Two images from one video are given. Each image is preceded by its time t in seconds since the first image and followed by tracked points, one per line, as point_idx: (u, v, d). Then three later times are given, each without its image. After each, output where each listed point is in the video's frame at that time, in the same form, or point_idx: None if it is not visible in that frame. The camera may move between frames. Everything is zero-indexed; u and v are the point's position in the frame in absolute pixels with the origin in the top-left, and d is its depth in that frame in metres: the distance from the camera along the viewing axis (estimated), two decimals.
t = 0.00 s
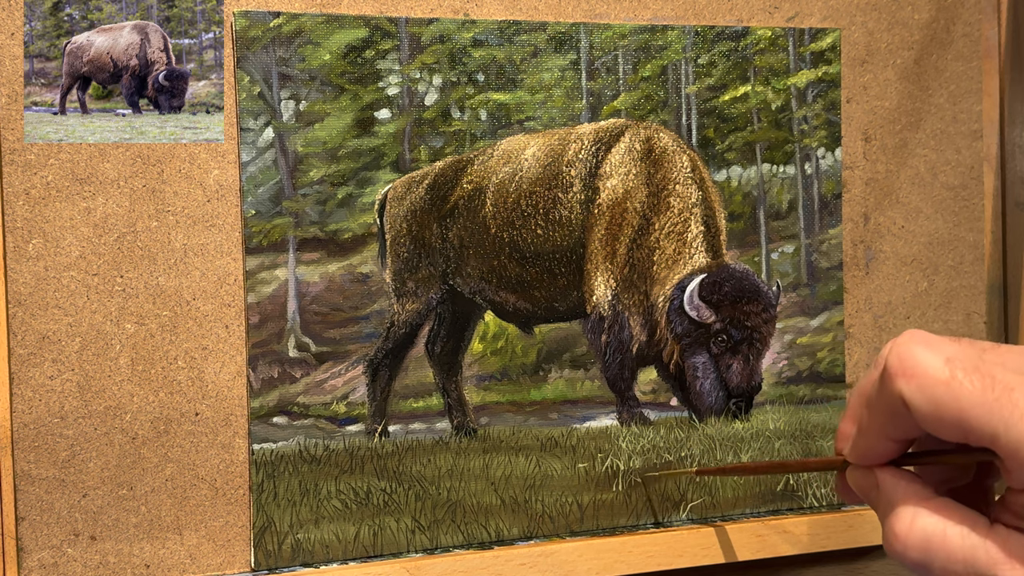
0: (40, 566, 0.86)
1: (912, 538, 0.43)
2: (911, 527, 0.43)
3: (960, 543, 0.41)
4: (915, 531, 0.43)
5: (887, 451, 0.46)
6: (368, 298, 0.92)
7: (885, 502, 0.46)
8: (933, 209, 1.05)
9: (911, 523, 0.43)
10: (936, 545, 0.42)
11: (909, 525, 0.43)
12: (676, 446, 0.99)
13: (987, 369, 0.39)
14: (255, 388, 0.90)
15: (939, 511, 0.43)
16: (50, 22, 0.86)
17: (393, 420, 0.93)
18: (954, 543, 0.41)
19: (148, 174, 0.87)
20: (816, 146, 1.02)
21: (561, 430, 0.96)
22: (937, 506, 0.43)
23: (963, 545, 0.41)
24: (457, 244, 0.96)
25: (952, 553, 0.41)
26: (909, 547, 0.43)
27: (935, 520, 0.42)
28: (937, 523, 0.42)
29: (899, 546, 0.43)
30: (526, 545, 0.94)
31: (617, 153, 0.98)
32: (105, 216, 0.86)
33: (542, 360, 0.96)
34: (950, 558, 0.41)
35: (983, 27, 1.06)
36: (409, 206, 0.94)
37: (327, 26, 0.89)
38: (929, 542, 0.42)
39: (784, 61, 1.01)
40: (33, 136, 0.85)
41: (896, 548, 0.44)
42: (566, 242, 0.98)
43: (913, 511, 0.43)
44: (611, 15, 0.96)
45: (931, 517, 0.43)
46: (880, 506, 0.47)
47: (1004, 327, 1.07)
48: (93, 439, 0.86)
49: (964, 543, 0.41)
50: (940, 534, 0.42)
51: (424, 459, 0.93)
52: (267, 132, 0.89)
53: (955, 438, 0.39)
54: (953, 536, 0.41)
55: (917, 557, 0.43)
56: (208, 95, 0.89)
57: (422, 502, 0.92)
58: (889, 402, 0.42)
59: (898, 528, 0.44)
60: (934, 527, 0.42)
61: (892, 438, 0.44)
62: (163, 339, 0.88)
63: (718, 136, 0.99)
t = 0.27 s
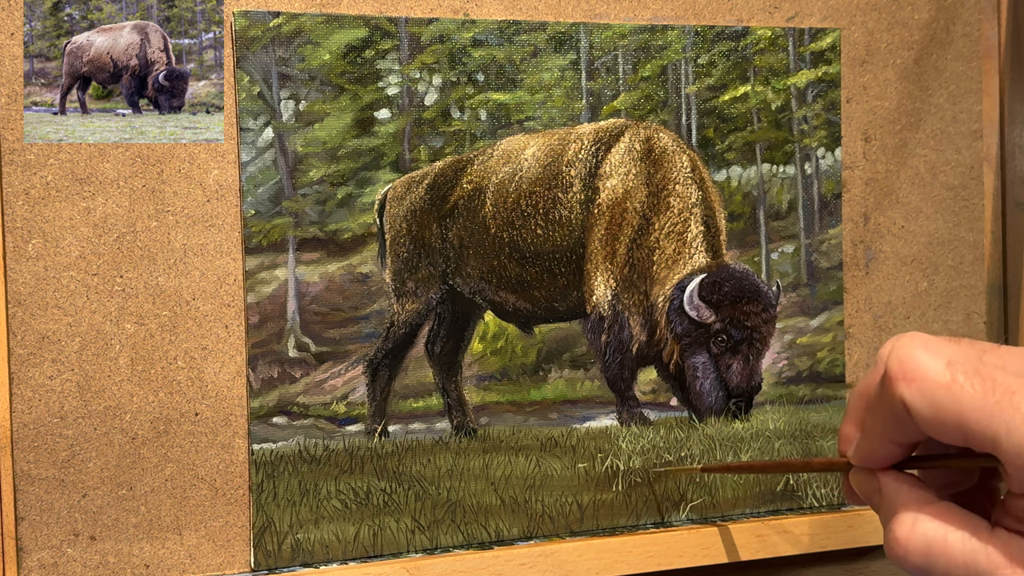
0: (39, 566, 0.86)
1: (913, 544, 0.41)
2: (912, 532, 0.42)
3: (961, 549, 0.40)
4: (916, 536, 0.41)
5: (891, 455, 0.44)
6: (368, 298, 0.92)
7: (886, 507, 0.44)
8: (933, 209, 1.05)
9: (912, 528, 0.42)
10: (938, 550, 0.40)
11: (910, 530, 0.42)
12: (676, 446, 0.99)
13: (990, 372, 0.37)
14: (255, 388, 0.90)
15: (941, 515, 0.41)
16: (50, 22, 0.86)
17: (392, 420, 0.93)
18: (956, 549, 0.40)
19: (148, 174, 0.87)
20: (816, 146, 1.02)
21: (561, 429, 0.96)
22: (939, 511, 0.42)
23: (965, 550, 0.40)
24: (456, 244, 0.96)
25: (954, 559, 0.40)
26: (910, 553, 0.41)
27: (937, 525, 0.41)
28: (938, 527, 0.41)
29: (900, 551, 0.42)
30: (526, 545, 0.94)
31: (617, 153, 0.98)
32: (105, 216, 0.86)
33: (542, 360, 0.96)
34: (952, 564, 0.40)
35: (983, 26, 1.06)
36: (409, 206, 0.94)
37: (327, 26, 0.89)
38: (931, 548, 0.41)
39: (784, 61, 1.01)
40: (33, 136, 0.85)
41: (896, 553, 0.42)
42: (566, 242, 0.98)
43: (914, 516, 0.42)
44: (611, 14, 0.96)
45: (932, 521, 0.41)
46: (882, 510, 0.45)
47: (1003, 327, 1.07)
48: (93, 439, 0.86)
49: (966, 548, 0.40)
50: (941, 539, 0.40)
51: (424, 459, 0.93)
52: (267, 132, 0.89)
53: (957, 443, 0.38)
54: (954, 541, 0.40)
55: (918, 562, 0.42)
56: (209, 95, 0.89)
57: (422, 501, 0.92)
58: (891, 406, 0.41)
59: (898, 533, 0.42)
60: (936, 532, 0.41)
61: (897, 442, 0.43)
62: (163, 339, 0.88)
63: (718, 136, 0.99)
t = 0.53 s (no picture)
0: (39, 566, 0.86)
1: (913, 538, 0.43)
2: (911, 526, 0.43)
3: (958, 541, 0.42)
4: (915, 530, 0.43)
5: (893, 450, 0.46)
6: (368, 298, 0.92)
7: (887, 500, 0.46)
8: (933, 209, 1.05)
9: (911, 521, 0.43)
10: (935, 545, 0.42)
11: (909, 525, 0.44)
12: (676, 446, 0.99)
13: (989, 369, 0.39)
14: (255, 388, 0.90)
15: (940, 510, 0.43)
16: (50, 22, 0.86)
17: (393, 420, 0.93)
18: (953, 542, 0.42)
19: (147, 174, 0.87)
20: (816, 146, 1.02)
21: (561, 429, 0.96)
22: (939, 505, 0.43)
23: (962, 544, 0.41)
24: (456, 244, 0.97)
25: (950, 552, 0.42)
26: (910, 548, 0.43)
27: (935, 519, 0.43)
28: (936, 521, 0.42)
29: (900, 545, 0.44)
30: (526, 545, 0.94)
31: (617, 153, 0.98)
32: (105, 216, 0.86)
33: (542, 360, 0.96)
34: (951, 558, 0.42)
35: (983, 27, 1.06)
36: (409, 206, 0.94)
37: (327, 26, 0.89)
38: (929, 542, 0.42)
39: (784, 61, 1.01)
40: (33, 136, 0.85)
41: (896, 548, 0.44)
42: (566, 242, 0.98)
43: (914, 509, 0.44)
44: (611, 14, 0.96)
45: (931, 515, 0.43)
46: (883, 504, 0.47)
47: (1004, 327, 1.07)
48: (93, 439, 0.86)
49: (962, 542, 0.41)
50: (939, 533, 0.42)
51: (424, 459, 0.93)
52: (267, 132, 0.89)
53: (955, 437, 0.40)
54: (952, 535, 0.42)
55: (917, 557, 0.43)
56: (208, 94, 0.89)
57: (422, 501, 0.92)
58: (893, 401, 0.43)
59: (898, 527, 0.44)
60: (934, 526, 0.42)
61: (899, 437, 0.45)
62: (163, 339, 0.88)
63: (718, 136, 0.99)
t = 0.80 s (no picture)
0: (39, 566, 0.86)
1: (914, 547, 0.44)
2: (909, 534, 0.44)
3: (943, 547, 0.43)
4: (915, 539, 0.44)
5: (894, 454, 0.47)
6: (368, 298, 0.92)
7: (888, 506, 0.47)
8: (933, 209, 1.05)
9: (912, 529, 0.44)
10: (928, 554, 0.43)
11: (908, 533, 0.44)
12: (676, 446, 0.99)
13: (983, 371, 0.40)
14: (255, 388, 0.90)
15: (939, 518, 0.44)
16: (50, 22, 0.86)
17: (393, 420, 0.93)
18: (953, 550, 0.42)
19: (147, 174, 0.87)
20: (816, 146, 1.02)
21: (561, 429, 0.96)
22: (936, 513, 0.44)
23: (954, 552, 0.42)
24: (456, 244, 0.96)
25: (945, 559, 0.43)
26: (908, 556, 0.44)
27: (934, 527, 0.44)
28: (935, 534, 0.43)
29: (898, 552, 0.45)
30: (526, 545, 0.94)
31: (617, 153, 0.98)
32: (105, 216, 0.86)
33: (542, 360, 0.96)
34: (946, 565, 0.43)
35: (983, 27, 1.06)
36: (409, 206, 0.93)
37: (327, 26, 0.89)
38: (927, 549, 0.43)
39: (784, 61, 1.01)
40: (33, 136, 0.85)
41: (895, 553, 0.45)
42: (566, 242, 0.98)
43: (914, 517, 0.45)
44: (611, 14, 0.96)
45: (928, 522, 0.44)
46: (884, 510, 0.48)
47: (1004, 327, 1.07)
48: (93, 439, 0.86)
49: (962, 550, 0.42)
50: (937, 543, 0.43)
51: (424, 459, 0.93)
52: (267, 132, 0.89)
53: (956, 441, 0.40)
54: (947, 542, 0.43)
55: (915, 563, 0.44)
56: (208, 95, 0.89)
57: (422, 501, 0.92)
58: (894, 402, 0.44)
59: (899, 536, 0.45)
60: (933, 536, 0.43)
61: (901, 441, 0.46)
62: (163, 339, 0.88)
63: (718, 135, 0.99)
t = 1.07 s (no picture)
0: (39, 566, 0.86)
1: (915, 542, 0.43)
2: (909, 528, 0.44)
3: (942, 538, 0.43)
4: (916, 532, 0.43)
5: (900, 446, 0.46)
6: (368, 298, 0.92)
7: (892, 499, 0.46)
8: (933, 209, 1.05)
9: (916, 523, 0.43)
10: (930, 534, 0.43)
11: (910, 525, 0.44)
12: (676, 446, 0.99)
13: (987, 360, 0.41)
14: (255, 388, 0.90)
15: (940, 510, 0.43)
16: (50, 22, 0.86)
17: (393, 420, 0.93)
18: (958, 545, 0.42)
19: (147, 174, 0.87)
20: (816, 146, 1.02)
21: (561, 429, 0.96)
22: (937, 506, 0.44)
23: (955, 544, 0.42)
24: (456, 244, 0.96)
25: (949, 550, 0.42)
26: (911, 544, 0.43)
27: (939, 523, 0.43)
28: (935, 521, 0.43)
29: (899, 545, 0.44)
30: (526, 545, 0.94)
31: (617, 153, 0.98)
32: (105, 216, 0.86)
33: (542, 360, 0.96)
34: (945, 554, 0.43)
35: (983, 27, 1.06)
36: (409, 207, 0.93)
37: (327, 26, 0.89)
38: (930, 544, 0.43)
39: (784, 61, 1.01)
40: (33, 136, 0.85)
41: (895, 549, 0.44)
42: (566, 242, 0.98)
43: (918, 510, 0.44)
44: (610, 14, 0.96)
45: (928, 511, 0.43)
46: (887, 502, 0.47)
47: (1004, 327, 1.07)
48: (93, 439, 0.86)
49: (966, 545, 0.42)
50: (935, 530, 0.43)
51: (424, 459, 0.93)
52: (267, 132, 0.89)
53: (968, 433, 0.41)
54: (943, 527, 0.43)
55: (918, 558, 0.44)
56: (208, 95, 0.89)
57: (422, 501, 0.92)
58: (905, 394, 0.44)
59: (899, 530, 0.44)
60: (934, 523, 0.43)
61: (908, 433, 0.45)
62: (163, 339, 0.88)
63: (718, 135, 0.99)
